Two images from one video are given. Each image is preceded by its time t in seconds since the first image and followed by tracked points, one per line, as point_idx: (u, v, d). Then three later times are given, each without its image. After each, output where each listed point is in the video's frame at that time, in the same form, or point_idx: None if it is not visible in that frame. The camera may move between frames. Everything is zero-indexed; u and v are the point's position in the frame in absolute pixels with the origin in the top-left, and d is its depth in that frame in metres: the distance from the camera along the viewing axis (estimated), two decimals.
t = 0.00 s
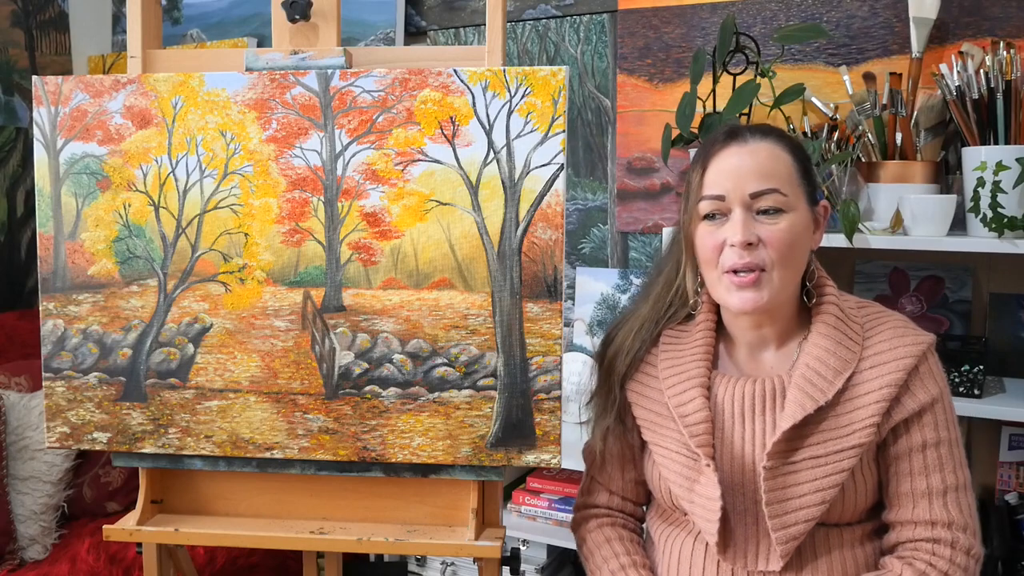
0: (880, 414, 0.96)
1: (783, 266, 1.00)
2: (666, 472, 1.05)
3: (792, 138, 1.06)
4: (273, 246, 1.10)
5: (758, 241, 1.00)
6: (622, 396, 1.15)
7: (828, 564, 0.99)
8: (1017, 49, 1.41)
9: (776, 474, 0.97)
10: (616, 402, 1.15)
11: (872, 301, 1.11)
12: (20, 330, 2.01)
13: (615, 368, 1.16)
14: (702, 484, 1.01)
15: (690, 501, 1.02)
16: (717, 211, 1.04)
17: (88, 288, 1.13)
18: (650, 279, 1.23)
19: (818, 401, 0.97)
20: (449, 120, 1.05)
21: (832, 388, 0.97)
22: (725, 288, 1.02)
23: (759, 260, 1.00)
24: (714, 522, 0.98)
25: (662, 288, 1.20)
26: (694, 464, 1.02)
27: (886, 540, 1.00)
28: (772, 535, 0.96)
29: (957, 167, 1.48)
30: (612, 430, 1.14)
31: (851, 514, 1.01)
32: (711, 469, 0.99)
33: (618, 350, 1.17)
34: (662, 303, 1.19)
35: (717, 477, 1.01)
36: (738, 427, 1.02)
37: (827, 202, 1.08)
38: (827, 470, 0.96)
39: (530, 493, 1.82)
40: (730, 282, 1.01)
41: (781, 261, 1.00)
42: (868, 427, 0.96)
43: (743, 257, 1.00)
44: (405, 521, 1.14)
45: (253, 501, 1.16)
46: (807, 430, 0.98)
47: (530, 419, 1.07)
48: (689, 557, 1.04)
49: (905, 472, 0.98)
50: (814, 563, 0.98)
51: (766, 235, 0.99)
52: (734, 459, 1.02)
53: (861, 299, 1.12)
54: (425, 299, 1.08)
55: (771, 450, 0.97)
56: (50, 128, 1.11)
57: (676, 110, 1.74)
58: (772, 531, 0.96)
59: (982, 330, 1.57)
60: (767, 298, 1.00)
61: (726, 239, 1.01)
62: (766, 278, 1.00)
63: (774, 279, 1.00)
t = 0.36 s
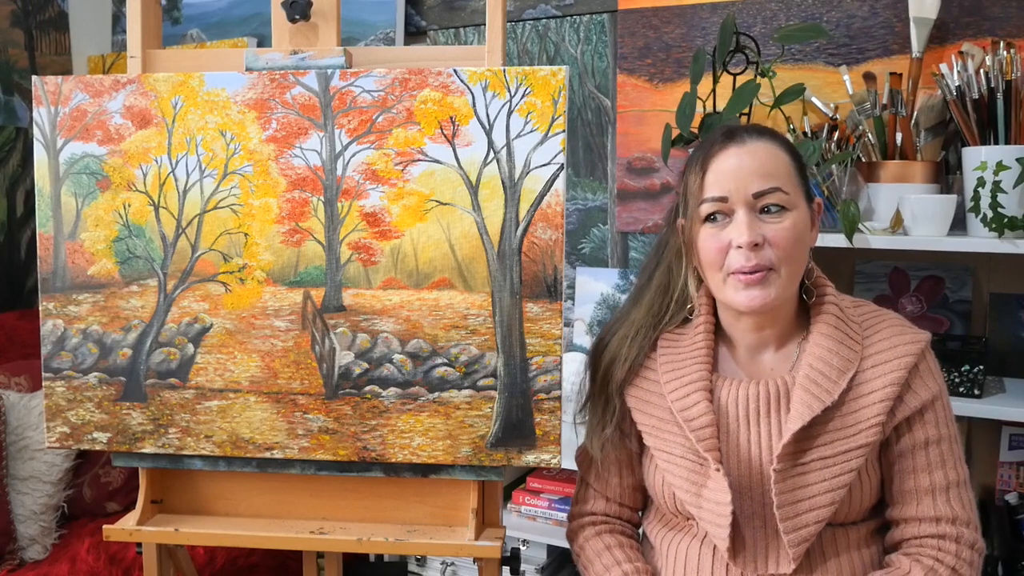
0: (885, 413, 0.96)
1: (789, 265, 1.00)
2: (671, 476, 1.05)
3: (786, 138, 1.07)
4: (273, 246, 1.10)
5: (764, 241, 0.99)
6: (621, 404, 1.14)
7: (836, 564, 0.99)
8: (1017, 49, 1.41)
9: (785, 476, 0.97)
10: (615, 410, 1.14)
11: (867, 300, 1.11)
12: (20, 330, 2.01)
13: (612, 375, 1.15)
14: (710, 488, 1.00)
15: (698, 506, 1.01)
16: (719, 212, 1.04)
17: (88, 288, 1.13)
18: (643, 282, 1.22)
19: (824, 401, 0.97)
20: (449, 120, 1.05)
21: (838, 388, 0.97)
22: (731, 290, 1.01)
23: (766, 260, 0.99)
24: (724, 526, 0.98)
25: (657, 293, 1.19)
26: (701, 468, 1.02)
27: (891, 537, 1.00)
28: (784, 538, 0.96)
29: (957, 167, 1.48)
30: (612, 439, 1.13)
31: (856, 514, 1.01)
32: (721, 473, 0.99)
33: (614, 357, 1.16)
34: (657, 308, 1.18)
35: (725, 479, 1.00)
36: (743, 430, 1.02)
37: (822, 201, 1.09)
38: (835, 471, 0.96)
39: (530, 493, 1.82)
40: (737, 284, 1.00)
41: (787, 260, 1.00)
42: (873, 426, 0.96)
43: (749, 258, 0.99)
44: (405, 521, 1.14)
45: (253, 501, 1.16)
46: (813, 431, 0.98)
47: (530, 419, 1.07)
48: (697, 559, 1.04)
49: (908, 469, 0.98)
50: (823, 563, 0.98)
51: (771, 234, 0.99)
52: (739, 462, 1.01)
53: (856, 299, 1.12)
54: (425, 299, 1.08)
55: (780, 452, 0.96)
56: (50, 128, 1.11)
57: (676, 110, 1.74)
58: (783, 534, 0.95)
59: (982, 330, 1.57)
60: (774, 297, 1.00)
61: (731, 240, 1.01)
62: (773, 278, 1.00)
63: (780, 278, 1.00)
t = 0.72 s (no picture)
0: (886, 413, 0.96)
1: (787, 265, 1.00)
2: (672, 478, 1.05)
3: (778, 138, 1.07)
4: (273, 246, 1.09)
5: (761, 243, 0.99)
6: (621, 407, 1.14)
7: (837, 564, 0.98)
8: (1017, 49, 1.41)
9: (787, 478, 0.97)
10: (615, 413, 1.14)
11: (865, 300, 1.11)
12: (20, 330, 2.01)
13: (612, 379, 1.14)
14: (713, 490, 1.00)
15: (700, 508, 1.01)
16: (715, 215, 1.04)
17: (88, 288, 1.13)
18: (641, 285, 1.22)
19: (826, 402, 0.96)
20: (449, 120, 1.05)
21: (839, 388, 0.97)
22: (731, 292, 1.01)
23: (763, 261, 0.99)
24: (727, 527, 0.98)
25: (656, 296, 1.19)
26: (703, 469, 1.02)
27: (891, 538, 1.00)
28: (786, 539, 0.96)
29: (957, 167, 1.48)
30: (612, 443, 1.13)
31: (857, 515, 1.01)
32: (723, 475, 0.99)
33: (613, 361, 1.16)
34: (655, 311, 1.18)
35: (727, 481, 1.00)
36: (744, 432, 1.02)
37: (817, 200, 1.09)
38: (837, 472, 0.96)
39: (530, 493, 1.82)
40: (736, 286, 1.00)
41: (785, 260, 1.00)
42: (874, 427, 0.96)
43: (747, 260, 0.99)
44: (405, 521, 1.14)
45: (253, 501, 1.16)
46: (814, 433, 0.98)
47: (530, 419, 1.07)
48: (698, 560, 1.04)
49: (909, 469, 0.98)
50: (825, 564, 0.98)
51: (768, 235, 0.99)
52: (741, 463, 1.01)
53: (855, 299, 1.12)
54: (425, 300, 1.08)
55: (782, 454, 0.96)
56: (50, 128, 1.11)
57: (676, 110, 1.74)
58: (786, 536, 0.95)
59: (983, 330, 1.57)
60: (773, 298, 0.99)
61: (728, 242, 1.01)
62: (771, 279, 1.00)
63: (779, 279, 1.00)
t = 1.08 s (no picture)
0: (883, 414, 0.96)
1: (782, 265, 1.00)
2: (670, 476, 1.05)
3: (774, 138, 1.06)
4: (273, 246, 1.10)
5: (755, 243, 0.99)
6: (622, 405, 1.14)
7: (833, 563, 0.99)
8: (1017, 49, 1.41)
9: (782, 476, 0.97)
10: (615, 411, 1.14)
11: (868, 301, 1.11)
12: (20, 330, 2.01)
13: (612, 376, 1.15)
14: (708, 488, 1.01)
15: (695, 505, 1.02)
16: (711, 216, 1.04)
17: (88, 288, 1.13)
18: (645, 282, 1.22)
19: (821, 402, 0.97)
20: (449, 120, 1.05)
21: (835, 389, 0.97)
22: (726, 293, 1.02)
23: (757, 262, 0.99)
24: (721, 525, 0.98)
25: (658, 294, 1.19)
26: (699, 467, 1.02)
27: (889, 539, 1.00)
28: (780, 538, 0.96)
29: (957, 167, 1.48)
30: (612, 440, 1.13)
31: (855, 515, 1.01)
32: (718, 473, 0.99)
33: (615, 359, 1.16)
34: (656, 310, 1.17)
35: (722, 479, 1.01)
36: (741, 431, 1.02)
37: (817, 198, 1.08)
38: (832, 472, 0.96)
39: (530, 493, 1.82)
40: (731, 286, 1.01)
41: (779, 260, 1.00)
42: (871, 428, 0.96)
43: (740, 261, 1.00)
44: (405, 521, 1.14)
45: (253, 501, 1.16)
46: (810, 432, 0.98)
47: (530, 419, 1.07)
48: (694, 558, 1.04)
49: (907, 470, 0.98)
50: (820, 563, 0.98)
51: (761, 236, 0.99)
52: (737, 461, 1.01)
53: (857, 299, 1.12)
54: (425, 299, 1.08)
55: (776, 453, 0.97)
56: (50, 128, 1.11)
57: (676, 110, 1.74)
58: (779, 534, 0.96)
59: (982, 330, 1.57)
60: (768, 297, 1.00)
61: (723, 244, 1.01)
62: (766, 279, 1.00)
63: (773, 278, 1.00)
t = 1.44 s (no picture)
0: (878, 416, 0.95)
1: (777, 264, 1.00)
2: (666, 472, 1.06)
3: (773, 138, 1.06)
4: (273, 246, 1.10)
5: (750, 243, 0.99)
6: (625, 401, 1.15)
7: (825, 564, 0.99)
8: (1017, 49, 1.41)
9: (772, 475, 0.98)
10: (617, 407, 1.15)
11: (874, 302, 1.10)
12: (20, 330, 2.01)
13: (616, 372, 1.16)
14: (700, 485, 1.01)
15: (688, 501, 1.02)
16: (707, 216, 1.04)
17: (88, 288, 1.13)
18: (654, 279, 1.22)
19: (814, 403, 0.97)
20: (449, 120, 1.05)
21: (830, 390, 0.97)
22: (722, 293, 1.02)
23: (752, 261, 0.99)
24: (710, 521, 0.98)
25: (664, 293, 1.19)
26: (693, 464, 1.03)
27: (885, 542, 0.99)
28: (768, 536, 0.97)
29: (957, 167, 1.48)
30: (614, 435, 1.14)
31: (850, 516, 1.01)
32: (709, 470, 1.00)
33: (619, 355, 1.17)
34: (663, 308, 1.18)
35: (714, 477, 1.01)
36: (736, 429, 1.02)
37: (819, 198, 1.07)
38: (823, 472, 0.96)
39: (530, 493, 1.82)
40: (726, 286, 1.01)
41: (774, 259, 0.99)
42: (864, 429, 0.95)
43: (735, 261, 1.00)
44: (405, 521, 1.14)
45: (253, 501, 1.16)
46: (803, 432, 0.99)
47: (530, 419, 1.07)
48: (688, 554, 1.04)
49: (903, 473, 0.97)
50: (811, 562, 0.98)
51: (756, 236, 0.99)
52: (731, 459, 1.02)
53: (863, 300, 1.11)
54: (425, 300, 1.08)
55: (767, 451, 0.97)
56: (50, 128, 1.11)
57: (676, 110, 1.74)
58: (767, 532, 0.96)
59: (982, 330, 1.57)
60: (763, 296, 1.00)
61: (718, 244, 1.01)
62: (760, 279, 0.99)
63: (769, 278, 1.00)
